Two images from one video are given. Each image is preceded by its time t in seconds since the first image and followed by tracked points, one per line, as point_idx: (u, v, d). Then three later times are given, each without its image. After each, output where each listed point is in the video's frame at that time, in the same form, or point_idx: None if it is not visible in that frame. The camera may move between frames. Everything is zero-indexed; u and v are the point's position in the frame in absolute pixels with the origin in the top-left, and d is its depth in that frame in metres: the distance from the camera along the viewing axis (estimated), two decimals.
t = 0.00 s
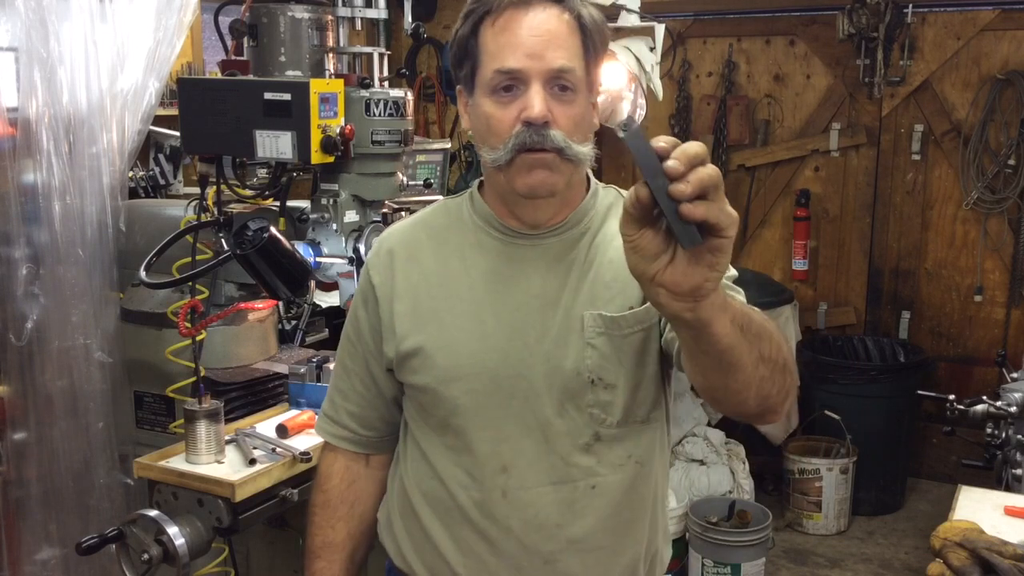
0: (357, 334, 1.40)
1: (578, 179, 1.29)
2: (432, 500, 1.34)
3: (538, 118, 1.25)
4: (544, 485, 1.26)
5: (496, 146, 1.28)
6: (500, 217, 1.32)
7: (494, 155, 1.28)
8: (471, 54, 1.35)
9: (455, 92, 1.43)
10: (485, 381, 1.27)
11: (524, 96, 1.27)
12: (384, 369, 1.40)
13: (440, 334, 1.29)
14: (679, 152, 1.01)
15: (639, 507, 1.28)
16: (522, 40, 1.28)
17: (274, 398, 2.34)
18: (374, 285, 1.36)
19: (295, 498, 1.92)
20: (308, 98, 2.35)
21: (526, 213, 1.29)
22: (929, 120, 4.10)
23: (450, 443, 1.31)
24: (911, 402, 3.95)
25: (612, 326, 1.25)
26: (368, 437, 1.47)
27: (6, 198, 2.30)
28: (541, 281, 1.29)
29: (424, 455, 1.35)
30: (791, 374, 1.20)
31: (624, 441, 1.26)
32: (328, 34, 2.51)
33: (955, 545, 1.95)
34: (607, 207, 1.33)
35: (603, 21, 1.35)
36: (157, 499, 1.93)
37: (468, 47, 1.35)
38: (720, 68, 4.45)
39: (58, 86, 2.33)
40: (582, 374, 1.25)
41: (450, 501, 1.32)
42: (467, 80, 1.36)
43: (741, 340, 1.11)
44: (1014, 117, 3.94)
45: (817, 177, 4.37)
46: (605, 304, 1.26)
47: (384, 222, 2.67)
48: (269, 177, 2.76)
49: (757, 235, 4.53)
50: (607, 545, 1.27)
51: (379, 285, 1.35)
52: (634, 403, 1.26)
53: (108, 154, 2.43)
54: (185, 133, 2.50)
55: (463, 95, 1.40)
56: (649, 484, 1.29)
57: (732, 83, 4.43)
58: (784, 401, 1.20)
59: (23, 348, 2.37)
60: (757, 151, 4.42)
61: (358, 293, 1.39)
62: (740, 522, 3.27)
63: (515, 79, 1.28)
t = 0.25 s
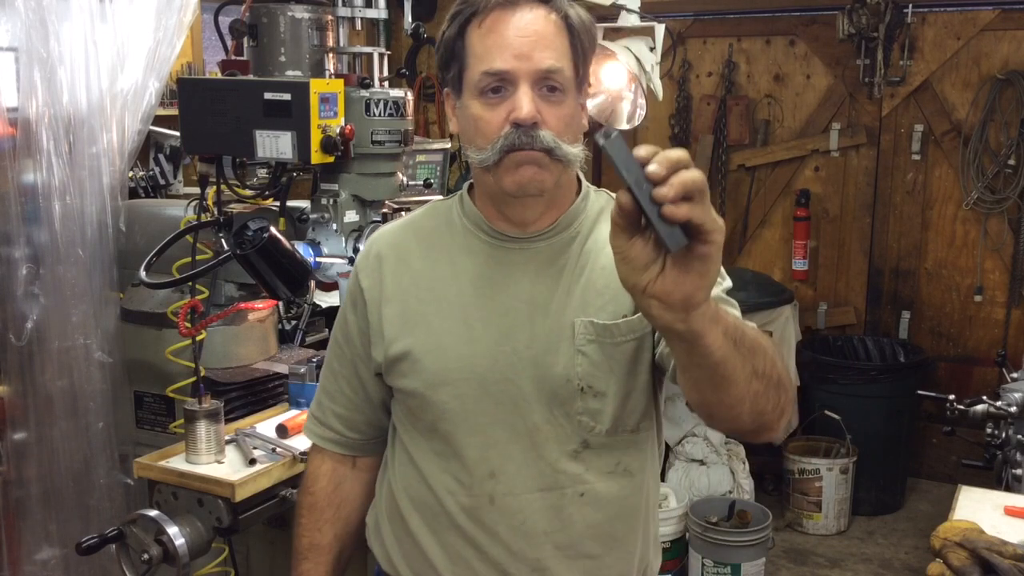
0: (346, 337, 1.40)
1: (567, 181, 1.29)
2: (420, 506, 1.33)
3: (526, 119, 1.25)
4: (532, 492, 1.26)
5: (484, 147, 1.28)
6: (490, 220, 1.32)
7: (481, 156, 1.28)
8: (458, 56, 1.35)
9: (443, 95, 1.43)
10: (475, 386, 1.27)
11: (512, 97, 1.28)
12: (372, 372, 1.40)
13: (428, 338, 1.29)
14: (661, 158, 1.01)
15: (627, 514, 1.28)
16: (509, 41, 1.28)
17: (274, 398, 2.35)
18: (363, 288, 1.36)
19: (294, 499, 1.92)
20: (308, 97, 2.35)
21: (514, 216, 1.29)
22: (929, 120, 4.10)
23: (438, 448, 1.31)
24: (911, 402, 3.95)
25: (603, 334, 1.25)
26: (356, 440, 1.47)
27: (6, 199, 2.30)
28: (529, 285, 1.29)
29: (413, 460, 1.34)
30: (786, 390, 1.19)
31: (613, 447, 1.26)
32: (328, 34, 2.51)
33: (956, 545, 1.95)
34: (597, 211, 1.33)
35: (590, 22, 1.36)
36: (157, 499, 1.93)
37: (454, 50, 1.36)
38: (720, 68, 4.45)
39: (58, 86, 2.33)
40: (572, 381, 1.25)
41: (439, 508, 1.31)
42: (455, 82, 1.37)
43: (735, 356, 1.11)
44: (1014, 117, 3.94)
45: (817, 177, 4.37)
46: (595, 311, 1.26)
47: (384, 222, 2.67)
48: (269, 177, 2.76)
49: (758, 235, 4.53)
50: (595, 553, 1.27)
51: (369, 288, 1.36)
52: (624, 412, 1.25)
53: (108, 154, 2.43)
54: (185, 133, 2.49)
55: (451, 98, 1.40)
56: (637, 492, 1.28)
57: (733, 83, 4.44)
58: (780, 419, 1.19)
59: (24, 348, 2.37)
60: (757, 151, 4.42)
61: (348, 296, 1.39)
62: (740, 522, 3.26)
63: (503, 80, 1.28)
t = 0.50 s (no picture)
0: (337, 339, 1.40)
1: (560, 182, 1.30)
2: (413, 509, 1.33)
3: (520, 119, 1.26)
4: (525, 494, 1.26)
5: (477, 149, 1.29)
6: (482, 221, 1.32)
7: (475, 158, 1.28)
8: (450, 56, 1.35)
9: (436, 94, 1.43)
10: (468, 389, 1.27)
11: (505, 97, 1.28)
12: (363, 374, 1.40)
13: (421, 340, 1.29)
14: (667, 189, 1.01)
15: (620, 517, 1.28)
16: (503, 41, 1.28)
17: (274, 398, 2.35)
18: (355, 289, 1.36)
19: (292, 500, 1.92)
20: (308, 98, 2.35)
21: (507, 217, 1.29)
22: (929, 120, 4.10)
23: (431, 451, 1.31)
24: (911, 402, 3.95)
25: (598, 337, 1.25)
26: (346, 443, 1.47)
27: (6, 199, 2.29)
28: (521, 287, 1.29)
29: (405, 463, 1.34)
30: (781, 402, 1.20)
31: (607, 449, 1.26)
32: (328, 34, 2.51)
33: (955, 545, 1.95)
34: (590, 213, 1.33)
35: (583, 22, 1.36)
36: (157, 499, 1.93)
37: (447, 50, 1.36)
38: (720, 68, 4.45)
39: (58, 86, 2.33)
40: (566, 384, 1.25)
41: (433, 510, 1.31)
42: (448, 82, 1.37)
43: (732, 372, 1.11)
44: (1014, 117, 3.94)
45: (817, 177, 4.37)
46: (588, 313, 1.26)
47: (384, 222, 2.68)
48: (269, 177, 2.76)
49: (758, 235, 4.53)
50: (588, 556, 1.26)
51: (360, 289, 1.36)
52: (617, 415, 1.25)
53: (108, 154, 2.43)
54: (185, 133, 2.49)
55: (443, 98, 1.40)
56: (630, 494, 1.28)
57: (733, 83, 4.44)
58: (776, 430, 1.20)
59: (24, 348, 2.37)
60: (757, 150, 4.42)
61: (339, 298, 1.39)
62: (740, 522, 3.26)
63: (496, 80, 1.28)
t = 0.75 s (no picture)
0: (332, 340, 1.40)
1: (554, 180, 1.30)
2: (407, 510, 1.33)
3: (512, 114, 1.25)
4: (519, 496, 1.26)
5: (471, 145, 1.28)
6: (477, 222, 1.33)
7: (468, 154, 1.27)
8: (442, 56, 1.35)
9: (428, 96, 1.43)
10: (463, 391, 1.27)
11: (498, 94, 1.28)
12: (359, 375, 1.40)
13: (416, 341, 1.29)
14: (651, 190, 0.99)
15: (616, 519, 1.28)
16: (495, 38, 1.28)
17: (274, 399, 2.34)
18: (350, 290, 1.36)
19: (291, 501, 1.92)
20: (308, 97, 2.35)
21: (501, 216, 1.29)
22: (929, 120, 4.10)
23: (425, 452, 1.30)
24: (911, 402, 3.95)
25: (593, 338, 1.25)
26: (342, 445, 1.47)
27: (6, 199, 2.29)
28: (516, 288, 1.29)
29: (400, 464, 1.34)
30: (775, 403, 1.20)
31: (602, 450, 1.26)
32: (328, 34, 2.51)
33: (955, 545, 1.95)
34: (584, 214, 1.33)
35: (574, 22, 1.37)
36: (157, 499, 1.93)
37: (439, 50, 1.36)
38: (720, 68, 4.45)
39: (58, 86, 2.33)
40: (561, 385, 1.25)
41: (428, 512, 1.31)
42: (440, 82, 1.37)
43: (723, 371, 1.11)
44: (1014, 117, 3.94)
45: (817, 177, 4.37)
46: (583, 314, 1.26)
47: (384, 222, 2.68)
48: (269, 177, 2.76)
49: (758, 235, 4.53)
50: (584, 557, 1.27)
51: (355, 291, 1.36)
52: (612, 416, 1.25)
53: (108, 154, 2.43)
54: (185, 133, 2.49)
55: (436, 99, 1.40)
56: (626, 495, 1.28)
57: (733, 83, 4.44)
58: (769, 431, 1.20)
59: (23, 348, 2.37)
60: (757, 151, 4.42)
61: (334, 299, 1.39)
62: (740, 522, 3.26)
63: (489, 77, 1.29)
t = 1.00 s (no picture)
0: (330, 341, 1.40)
1: (548, 177, 1.30)
2: (406, 509, 1.33)
3: (504, 112, 1.26)
4: (517, 496, 1.25)
5: (464, 146, 1.29)
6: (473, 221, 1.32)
7: (462, 156, 1.28)
8: (430, 61, 1.37)
9: (418, 103, 1.44)
10: (460, 390, 1.27)
11: (488, 93, 1.28)
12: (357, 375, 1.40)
13: (414, 341, 1.29)
14: (630, 211, 0.96)
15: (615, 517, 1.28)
16: (481, 38, 1.29)
17: (274, 399, 2.34)
18: (346, 291, 1.36)
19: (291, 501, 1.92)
20: (308, 98, 2.35)
21: (497, 215, 1.29)
22: (929, 120, 4.10)
23: (423, 452, 1.31)
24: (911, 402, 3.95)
25: (591, 336, 1.25)
26: (341, 445, 1.47)
27: (6, 199, 2.29)
28: (513, 286, 1.28)
29: (398, 464, 1.34)
30: (781, 400, 1.20)
31: (601, 448, 1.26)
32: (328, 34, 2.51)
33: (955, 545, 1.95)
34: (579, 212, 1.34)
35: (558, 21, 1.38)
36: (157, 499, 1.93)
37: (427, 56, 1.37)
38: (720, 68, 4.45)
39: (58, 86, 2.33)
40: (559, 383, 1.25)
41: (427, 511, 1.31)
42: (429, 87, 1.38)
43: (729, 366, 1.11)
44: (1014, 117, 3.94)
45: (817, 177, 4.37)
46: (581, 311, 1.26)
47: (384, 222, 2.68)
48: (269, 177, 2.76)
49: (758, 235, 4.53)
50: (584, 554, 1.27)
51: (352, 291, 1.35)
52: (611, 415, 1.25)
53: (108, 154, 2.43)
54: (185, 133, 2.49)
55: (426, 105, 1.41)
56: (625, 493, 1.29)
57: (733, 83, 4.44)
58: (774, 428, 1.19)
59: (23, 348, 2.37)
60: (757, 151, 4.43)
61: (330, 300, 1.39)
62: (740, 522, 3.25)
63: (477, 77, 1.29)
